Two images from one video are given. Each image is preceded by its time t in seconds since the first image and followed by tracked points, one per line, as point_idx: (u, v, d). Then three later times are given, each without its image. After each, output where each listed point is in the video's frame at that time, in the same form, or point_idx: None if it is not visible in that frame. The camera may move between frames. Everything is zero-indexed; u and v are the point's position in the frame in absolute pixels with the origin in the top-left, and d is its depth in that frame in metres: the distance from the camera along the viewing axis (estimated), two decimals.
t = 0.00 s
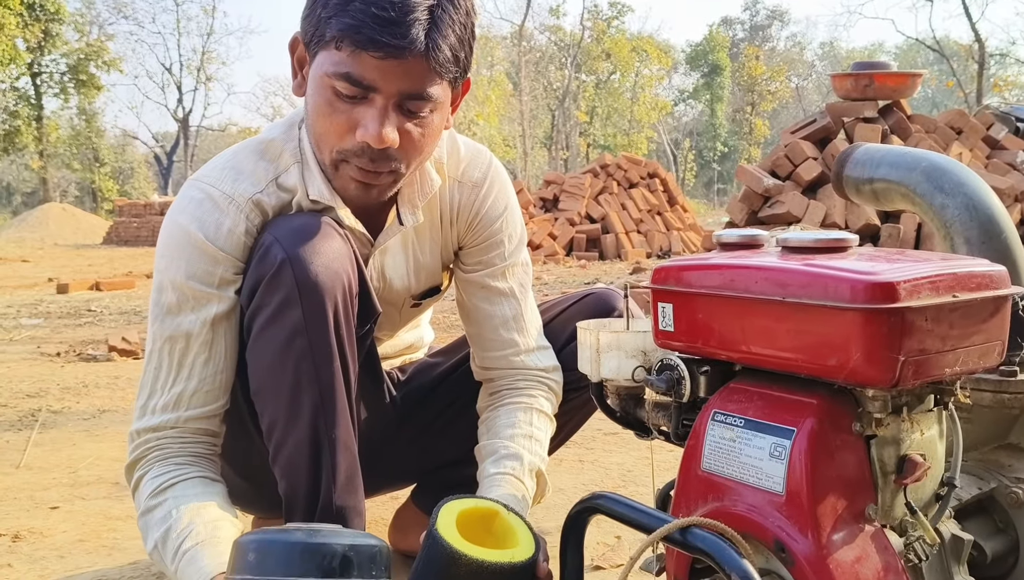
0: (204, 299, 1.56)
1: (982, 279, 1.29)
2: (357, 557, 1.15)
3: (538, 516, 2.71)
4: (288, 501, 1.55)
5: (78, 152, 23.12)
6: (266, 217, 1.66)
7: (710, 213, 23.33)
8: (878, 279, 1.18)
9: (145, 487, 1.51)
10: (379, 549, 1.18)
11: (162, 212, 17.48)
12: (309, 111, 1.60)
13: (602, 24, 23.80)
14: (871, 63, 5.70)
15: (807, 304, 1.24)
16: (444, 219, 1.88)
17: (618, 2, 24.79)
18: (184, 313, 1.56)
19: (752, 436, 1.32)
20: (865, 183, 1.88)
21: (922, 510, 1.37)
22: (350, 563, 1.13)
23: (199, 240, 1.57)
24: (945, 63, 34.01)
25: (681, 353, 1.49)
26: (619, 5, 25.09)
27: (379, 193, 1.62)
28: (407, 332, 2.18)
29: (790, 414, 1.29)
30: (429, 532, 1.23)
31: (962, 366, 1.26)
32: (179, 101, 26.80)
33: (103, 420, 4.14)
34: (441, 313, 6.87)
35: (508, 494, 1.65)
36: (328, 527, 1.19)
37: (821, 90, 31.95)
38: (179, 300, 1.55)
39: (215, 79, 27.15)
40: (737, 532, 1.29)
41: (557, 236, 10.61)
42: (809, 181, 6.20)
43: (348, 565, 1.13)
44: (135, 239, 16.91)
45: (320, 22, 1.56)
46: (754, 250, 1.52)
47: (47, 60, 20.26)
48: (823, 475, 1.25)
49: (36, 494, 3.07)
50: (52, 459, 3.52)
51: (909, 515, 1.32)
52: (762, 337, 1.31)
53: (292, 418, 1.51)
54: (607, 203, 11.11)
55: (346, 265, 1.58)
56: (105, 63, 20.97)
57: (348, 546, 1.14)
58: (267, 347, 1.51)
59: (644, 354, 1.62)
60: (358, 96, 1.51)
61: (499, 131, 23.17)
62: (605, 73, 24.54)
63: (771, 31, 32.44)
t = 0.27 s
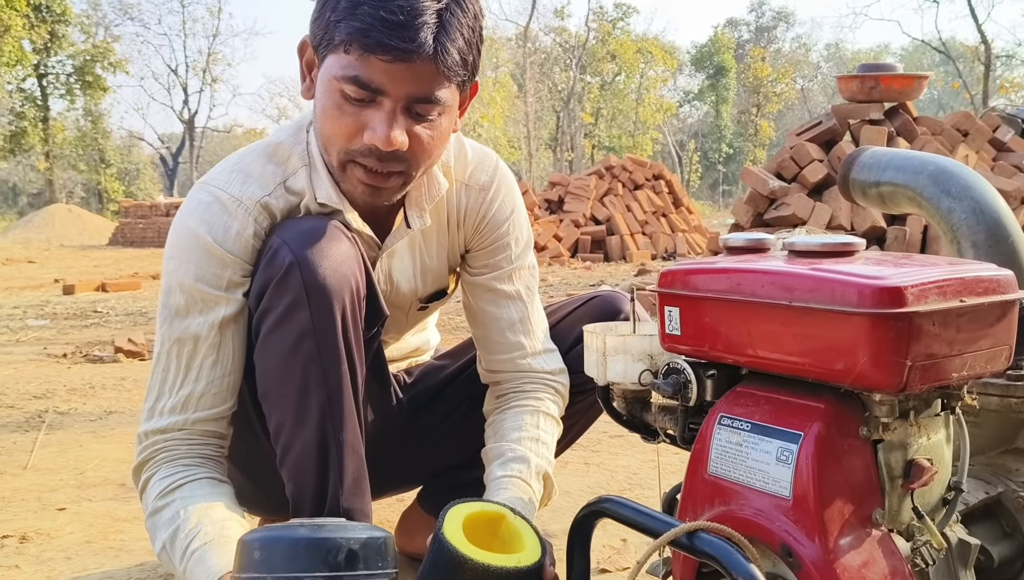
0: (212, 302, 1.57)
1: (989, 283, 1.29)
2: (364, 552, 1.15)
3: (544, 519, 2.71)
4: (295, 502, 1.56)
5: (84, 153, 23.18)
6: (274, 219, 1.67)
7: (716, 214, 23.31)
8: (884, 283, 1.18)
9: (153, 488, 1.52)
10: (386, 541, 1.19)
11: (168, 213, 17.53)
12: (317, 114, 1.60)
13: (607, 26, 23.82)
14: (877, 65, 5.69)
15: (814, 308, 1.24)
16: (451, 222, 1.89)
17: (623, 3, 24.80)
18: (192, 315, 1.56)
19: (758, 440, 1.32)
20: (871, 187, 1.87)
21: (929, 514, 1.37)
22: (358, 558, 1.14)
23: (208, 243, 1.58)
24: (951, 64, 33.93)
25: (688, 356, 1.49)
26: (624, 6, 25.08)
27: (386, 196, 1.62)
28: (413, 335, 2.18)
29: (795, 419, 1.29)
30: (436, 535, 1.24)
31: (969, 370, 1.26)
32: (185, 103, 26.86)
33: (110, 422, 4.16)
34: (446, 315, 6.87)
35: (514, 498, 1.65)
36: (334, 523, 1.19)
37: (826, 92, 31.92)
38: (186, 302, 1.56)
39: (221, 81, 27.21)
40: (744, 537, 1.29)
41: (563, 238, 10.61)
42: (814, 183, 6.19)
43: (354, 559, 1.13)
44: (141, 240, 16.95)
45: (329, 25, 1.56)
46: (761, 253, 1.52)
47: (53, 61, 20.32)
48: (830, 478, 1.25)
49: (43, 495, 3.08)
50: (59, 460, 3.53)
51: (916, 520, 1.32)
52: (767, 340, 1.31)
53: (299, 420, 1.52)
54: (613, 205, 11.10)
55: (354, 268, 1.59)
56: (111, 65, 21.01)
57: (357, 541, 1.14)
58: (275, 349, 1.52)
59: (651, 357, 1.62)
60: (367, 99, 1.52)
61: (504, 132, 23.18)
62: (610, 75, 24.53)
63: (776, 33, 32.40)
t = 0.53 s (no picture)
0: (224, 306, 1.58)
1: (998, 290, 1.29)
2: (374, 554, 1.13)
3: (552, 523, 2.71)
4: (305, 505, 1.57)
5: (92, 155, 23.28)
6: (285, 224, 1.68)
7: (723, 217, 23.28)
8: (895, 289, 1.18)
9: (165, 491, 1.53)
10: (394, 539, 1.18)
11: (176, 215, 17.61)
12: (329, 120, 1.61)
13: (614, 28, 23.80)
14: (885, 68, 5.67)
15: (823, 314, 1.24)
16: (460, 226, 1.89)
17: (630, 5, 24.77)
18: (204, 320, 1.57)
19: (767, 445, 1.32)
20: (880, 192, 1.87)
21: (939, 520, 1.37)
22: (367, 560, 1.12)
23: (220, 248, 1.59)
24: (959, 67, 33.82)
25: (696, 362, 1.49)
26: (631, 9, 25.07)
27: (397, 202, 1.63)
28: (422, 339, 2.19)
29: (805, 424, 1.29)
30: (443, 541, 1.24)
31: (979, 376, 1.26)
32: (193, 105, 26.93)
33: (119, 423, 4.17)
34: (453, 318, 6.88)
35: (523, 501, 1.66)
36: (342, 524, 1.17)
37: (834, 94, 31.85)
38: (198, 307, 1.57)
39: (228, 82, 27.27)
40: (753, 542, 1.30)
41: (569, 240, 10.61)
42: (822, 187, 6.19)
43: (362, 561, 1.12)
44: (149, 242, 17.01)
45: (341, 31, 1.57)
46: (770, 259, 1.52)
47: (62, 63, 20.40)
48: (840, 484, 1.25)
49: (53, 496, 3.10)
50: (69, 462, 3.55)
51: (925, 526, 1.32)
52: (777, 346, 1.31)
53: (310, 424, 1.53)
54: (620, 208, 11.10)
55: (364, 272, 1.59)
56: (119, 67, 21.09)
57: (366, 543, 1.13)
58: (286, 354, 1.53)
59: (659, 363, 1.62)
60: (378, 106, 1.53)
61: (511, 135, 23.21)
62: (617, 77, 24.52)
63: (784, 35, 32.36)
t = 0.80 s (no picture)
0: (231, 309, 1.58)
1: (1005, 295, 1.29)
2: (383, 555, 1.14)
3: (556, 525, 2.72)
4: (310, 508, 1.57)
5: (100, 156, 23.35)
6: (291, 227, 1.68)
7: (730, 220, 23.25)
8: (900, 294, 1.18)
9: (171, 492, 1.53)
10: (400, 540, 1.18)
11: (183, 217, 17.66)
12: (335, 125, 1.62)
13: (621, 30, 23.79)
14: (892, 72, 5.66)
15: (828, 318, 1.24)
16: (466, 229, 1.90)
17: (637, 8, 24.75)
18: (210, 322, 1.58)
19: (772, 449, 1.32)
20: (887, 197, 1.87)
21: (944, 526, 1.36)
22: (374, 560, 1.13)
23: (226, 250, 1.59)
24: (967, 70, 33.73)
25: (701, 365, 1.49)
26: (638, 11, 25.06)
27: (403, 208, 1.64)
28: (427, 342, 2.19)
29: (810, 428, 1.29)
30: (443, 545, 1.25)
31: (985, 382, 1.26)
32: (200, 107, 27.00)
33: (125, 425, 4.19)
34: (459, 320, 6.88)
35: (526, 505, 1.66)
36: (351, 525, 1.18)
37: (841, 96, 31.80)
38: (205, 310, 1.58)
39: (235, 85, 27.34)
40: (758, 546, 1.29)
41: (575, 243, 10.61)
42: (829, 190, 6.18)
43: (370, 561, 1.12)
44: (156, 243, 17.05)
45: (349, 37, 1.57)
46: (775, 263, 1.52)
47: (70, 65, 20.46)
48: (845, 488, 1.25)
49: (60, 497, 3.11)
50: (75, 463, 3.56)
51: (930, 531, 1.32)
52: (782, 350, 1.31)
53: (316, 427, 1.53)
54: (626, 210, 11.10)
55: (370, 275, 1.60)
56: (127, 69, 21.15)
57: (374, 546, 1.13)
58: (292, 356, 1.53)
59: (664, 366, 1.62)
60: (385, 112, 1.53)
61: (517, 137, 23.22)
62: (623, 80, 24.50)
63: (791, 38, 32.32)
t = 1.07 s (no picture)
0: (237, 312, 1.59)
1: (1013, 300, 1.28)
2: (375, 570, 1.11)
3: (561, 529, 2.71)
4: (315, 510, 1.57)
5: (108, 159, 23.42)
6: (298, 230, 1.69)
7: (736, 223, 23.20)
8: (907, 299, 1.18)
9: (175, 494, 1.54)
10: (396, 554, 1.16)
11: (191, 219, 17.72)
12: (344, 128, 1.62)
13: (628, 34, 23.79)
14: (900, 76, 5.64)
15: (835, 323, 1.24)
16: (473, 232, 1.90)
17: (644, 12, 24.76)
18: (217, 325, 1.58)
19: (779, 454, 1.32)
20: (894, 200, 1.86)
21: (951, 531, 1.36)
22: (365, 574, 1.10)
23: (233, 253, 1.60)
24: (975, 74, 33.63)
25: (708, 369, 1.48)
26: (645, 15, 25.05)
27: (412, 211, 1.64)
28: (434, 346, 2.19)
29: (817, 433, 1.29)
30: (448, 549, 1.24)
31: (993, 387, 1.25)
32: (208, 110, 27.07)
33: (132, 427, 4.19)
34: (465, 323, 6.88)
35: (532, 509, 1.65)
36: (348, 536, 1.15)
37: (849, 100, 31.74)
38: (212, 312, 1.58)
39: (243, 88, 27.41)
40: (764, 550, 1.29)
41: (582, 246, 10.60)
42: (836, 194, 6.17)
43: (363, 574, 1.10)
44: (164, 246, 17.10)
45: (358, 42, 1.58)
46: (782, 266, 1.52)
47: (79, 68, 20.54)
48: (852, 493, 1.24)
49: (67, 499, 3.12)
50: (82, 464, 3.57)
51: (938, 536, 1.31)
52: (789, 355, 1.31)
53: (322, 429, 1.53)
54: (633, 214, 11.09)
55: (377, 278, 1.60)
56: (136, 72, 21.23)
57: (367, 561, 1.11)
58: (298, 359, 1.53)
59: (671, 370, 1.62)
60: (394, 116, 1.53)
61: (524, 140, 23.23)
62: (630, 83, 24.49)
63: (799, 42, 32.28)
